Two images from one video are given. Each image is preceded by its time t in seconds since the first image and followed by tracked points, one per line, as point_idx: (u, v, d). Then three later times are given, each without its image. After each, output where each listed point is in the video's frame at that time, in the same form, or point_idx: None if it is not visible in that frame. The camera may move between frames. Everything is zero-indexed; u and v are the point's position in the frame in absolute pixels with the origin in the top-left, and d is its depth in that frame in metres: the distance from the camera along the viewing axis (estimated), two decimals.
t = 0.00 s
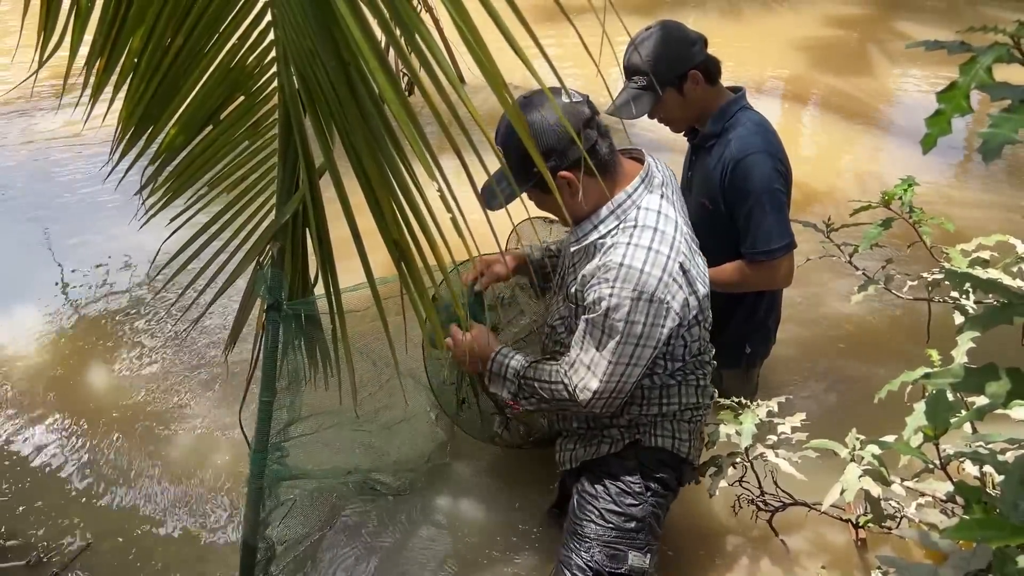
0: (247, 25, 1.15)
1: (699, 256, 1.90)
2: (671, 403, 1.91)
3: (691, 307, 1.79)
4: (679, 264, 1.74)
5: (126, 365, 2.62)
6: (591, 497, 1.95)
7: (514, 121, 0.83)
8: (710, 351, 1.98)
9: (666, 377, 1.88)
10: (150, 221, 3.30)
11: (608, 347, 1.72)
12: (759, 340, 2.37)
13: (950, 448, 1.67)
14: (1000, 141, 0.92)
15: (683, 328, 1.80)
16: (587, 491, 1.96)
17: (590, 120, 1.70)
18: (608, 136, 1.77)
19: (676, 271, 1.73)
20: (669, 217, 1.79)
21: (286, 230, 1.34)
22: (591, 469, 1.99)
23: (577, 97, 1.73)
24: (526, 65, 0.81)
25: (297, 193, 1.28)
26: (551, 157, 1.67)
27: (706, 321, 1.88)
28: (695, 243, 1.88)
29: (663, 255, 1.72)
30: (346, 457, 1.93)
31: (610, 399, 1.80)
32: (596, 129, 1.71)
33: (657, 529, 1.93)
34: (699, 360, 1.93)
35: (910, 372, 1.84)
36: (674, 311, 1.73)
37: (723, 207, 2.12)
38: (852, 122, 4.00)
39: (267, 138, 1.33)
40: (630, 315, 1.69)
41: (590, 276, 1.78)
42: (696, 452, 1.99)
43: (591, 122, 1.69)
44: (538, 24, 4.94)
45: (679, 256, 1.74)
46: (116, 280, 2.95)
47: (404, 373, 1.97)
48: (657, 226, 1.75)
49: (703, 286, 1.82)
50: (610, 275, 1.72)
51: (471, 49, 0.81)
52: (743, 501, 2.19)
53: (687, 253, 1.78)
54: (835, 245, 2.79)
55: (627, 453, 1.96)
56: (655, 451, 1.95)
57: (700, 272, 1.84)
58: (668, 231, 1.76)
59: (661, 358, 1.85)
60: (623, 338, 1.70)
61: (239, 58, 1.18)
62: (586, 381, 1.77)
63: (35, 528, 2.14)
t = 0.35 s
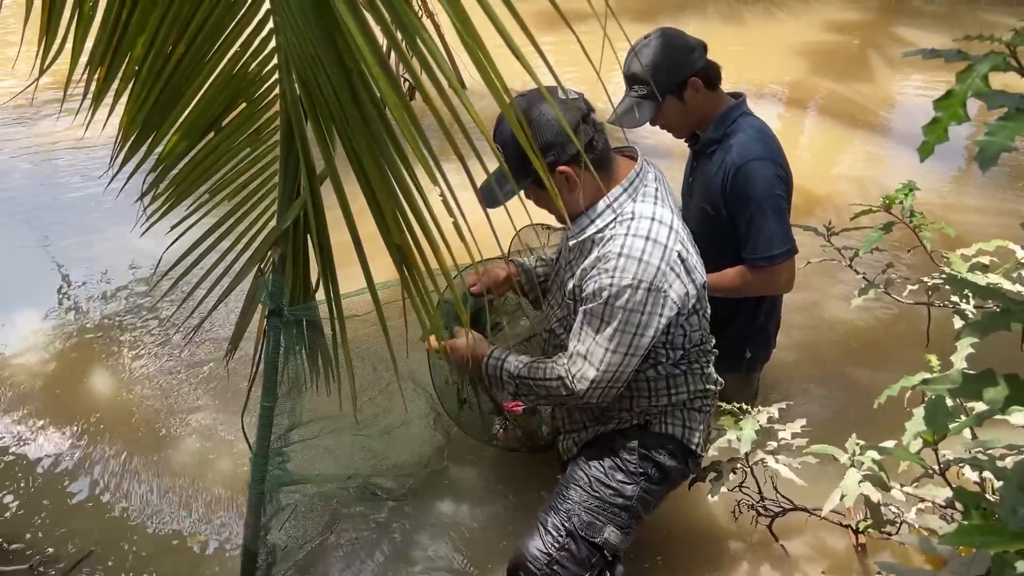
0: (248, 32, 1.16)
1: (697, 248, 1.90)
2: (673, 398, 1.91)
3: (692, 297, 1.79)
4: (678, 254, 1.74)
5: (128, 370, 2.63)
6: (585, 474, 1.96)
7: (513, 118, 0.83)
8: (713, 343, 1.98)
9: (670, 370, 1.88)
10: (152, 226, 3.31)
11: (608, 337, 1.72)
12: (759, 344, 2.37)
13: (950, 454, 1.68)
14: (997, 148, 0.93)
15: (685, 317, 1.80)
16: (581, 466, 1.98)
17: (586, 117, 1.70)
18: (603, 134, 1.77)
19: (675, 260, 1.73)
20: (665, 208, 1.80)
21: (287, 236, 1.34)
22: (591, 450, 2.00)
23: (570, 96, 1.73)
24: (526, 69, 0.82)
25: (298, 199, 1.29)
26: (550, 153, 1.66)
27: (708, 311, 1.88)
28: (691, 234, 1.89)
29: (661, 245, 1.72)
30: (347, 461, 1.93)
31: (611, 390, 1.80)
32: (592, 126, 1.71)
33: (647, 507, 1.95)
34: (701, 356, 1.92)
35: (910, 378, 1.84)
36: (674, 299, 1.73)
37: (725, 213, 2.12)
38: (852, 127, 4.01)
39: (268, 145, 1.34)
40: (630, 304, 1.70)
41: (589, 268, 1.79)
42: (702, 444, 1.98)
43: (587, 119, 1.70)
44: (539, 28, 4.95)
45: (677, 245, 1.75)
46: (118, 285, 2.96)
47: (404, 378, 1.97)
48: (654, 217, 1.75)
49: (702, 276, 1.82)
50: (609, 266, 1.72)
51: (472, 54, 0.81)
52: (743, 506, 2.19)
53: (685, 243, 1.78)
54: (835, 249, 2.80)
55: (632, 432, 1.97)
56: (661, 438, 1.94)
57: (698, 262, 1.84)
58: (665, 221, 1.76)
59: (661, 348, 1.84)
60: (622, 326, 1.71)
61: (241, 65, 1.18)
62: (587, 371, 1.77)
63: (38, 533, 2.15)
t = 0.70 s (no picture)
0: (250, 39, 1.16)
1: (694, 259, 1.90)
2: (681, 407, 1.90)
3: (699, 311, 1.78)
4: (683, 271, 1.73)
5: (130, 374, 2.64)
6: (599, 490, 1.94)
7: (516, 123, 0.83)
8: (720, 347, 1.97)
9: (678, 382, 1.87)
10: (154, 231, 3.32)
11: (623, 361, 1.71)
12: (761, 348, 2.38)
13: (950, 458, 1.68)
14: (995, 155, 0.93)
15: (695, 332, 1.79)
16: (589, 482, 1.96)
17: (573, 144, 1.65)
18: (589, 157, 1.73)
19: (682, 278, 1.73)
20: (661, 225, 1.79)
21: (289, 241, 1.34)
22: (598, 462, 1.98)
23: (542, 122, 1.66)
24: (527, 73, 0.82)
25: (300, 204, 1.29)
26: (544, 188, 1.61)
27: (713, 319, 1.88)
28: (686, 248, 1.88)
29: (667, 266, 1.71)
30: (349, 466, 1.93)
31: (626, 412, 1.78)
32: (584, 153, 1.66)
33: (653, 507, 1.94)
34: (711, 361, 1.90)
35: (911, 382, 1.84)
36: (684, 315, 1.73)
37: (728, 217, 2.13)
38: (853, 131, 4.02)
39: (270, 151, 1.34)
40: (643, 327, 1.68)
41: (596, 294, 1.76)
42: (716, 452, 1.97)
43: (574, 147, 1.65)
44: (541, 33, 4.96)
45: (681, 262, 1.74)
46: (120, 289, 2.97)
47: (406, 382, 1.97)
48: (654, 236, 1.74)
49: (704, 288, 1.82)
50: (619, 292, 1.70)
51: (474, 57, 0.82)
52: (744, 509, 2.19)
53: (686, 260, 1.77)
54: (836, 253, 2.80)
55: (650, 448, 1.94)
56: (680, 451, 1.92)
57: (699, 274, 1.84)
58: (666, 240, 1.75)
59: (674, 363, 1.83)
60: (637, 350, 1.69)
61: (244, 72, 1.19)
62: (602, 395, 1.75)
63: (40, 537, 2.16)
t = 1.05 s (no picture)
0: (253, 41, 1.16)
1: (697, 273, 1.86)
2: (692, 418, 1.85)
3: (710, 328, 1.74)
4: (696, 298, 1.68)
5: (132, 376, 2.64)
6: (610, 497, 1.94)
7: (519, 125, 0.83)
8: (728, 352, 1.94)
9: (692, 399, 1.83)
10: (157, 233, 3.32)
11: (644, 393, 1.66)
12: (763, 351, 2.37)
13: (953, 461, 1.67)
14: (998, 157, 0.93)
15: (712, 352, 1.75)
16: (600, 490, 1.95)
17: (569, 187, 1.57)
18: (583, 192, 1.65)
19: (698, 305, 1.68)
20: (668, 251, 1.73)
21: (291, 242, 1.34)
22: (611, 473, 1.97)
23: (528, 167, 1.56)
24: (530, 73, 0.83)
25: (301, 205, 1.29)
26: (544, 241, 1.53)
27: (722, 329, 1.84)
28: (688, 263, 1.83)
29: (682, 296, 1.65)
30: (348, 467, 1.91)
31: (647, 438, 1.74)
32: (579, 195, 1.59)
33: (674, 510, 1.91)
34: (724, 371, 1.85)
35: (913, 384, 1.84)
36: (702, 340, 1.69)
37: (732, 219, 2.13)
38: (855, 134, 4.01)
39: (272, 152, 1.35)
40: (664, 362, 1.64)
41: (610, 331, 1.70)
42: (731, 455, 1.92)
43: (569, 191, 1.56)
44: (543, 35, 4.96)
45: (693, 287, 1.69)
46: (121, 291, 2.97)
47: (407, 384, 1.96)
48: (663, 265, 1.69)
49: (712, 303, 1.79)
50: (636, 330, 1.64)
51: (478, 58, 0.82)
52: (747, 512, 2.19)
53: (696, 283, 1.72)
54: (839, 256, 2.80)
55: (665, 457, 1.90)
56: (695, 458, 1.88)
57: (706, 291, 1.80)
58: (675, 267, 1.70)
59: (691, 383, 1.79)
60: (659, 382, 1.65)
61: (246, 73, 1.19)
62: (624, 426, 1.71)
63: (42, 538, 2.16)
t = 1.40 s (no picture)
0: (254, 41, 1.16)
1: (712, 307, 1.77)
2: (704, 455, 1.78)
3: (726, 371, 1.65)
4: (712, 346, 1.59)
5: (133, 376, 2.64)
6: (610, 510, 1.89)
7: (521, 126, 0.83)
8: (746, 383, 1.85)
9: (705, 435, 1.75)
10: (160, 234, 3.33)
11: (654, 445, 1.58)
12: (766, 354, 2.37)
13: (954, 465, 1.67)
14: (1000, 160, 0.93)
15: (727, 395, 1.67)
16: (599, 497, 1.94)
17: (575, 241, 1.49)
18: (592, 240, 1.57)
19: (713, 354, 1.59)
20: (683, 292, 1.63)
21: (292, 243, 1.34)
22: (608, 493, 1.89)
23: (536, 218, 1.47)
24: (532, 73, 0.83)
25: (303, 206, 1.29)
26: (553, 296, 1.45)
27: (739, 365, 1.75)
28: (703, 298, 1.73)
29: (698, 347, 1.56)
30: (351, 470, 1.90)
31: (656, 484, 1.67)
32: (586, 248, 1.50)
33: (673, 540, 1.84)
34: (739, 403, 1.75)
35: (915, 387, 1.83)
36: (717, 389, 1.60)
37: (732, 221, 2.12)
38: (857, 137, 4.01)
39: (276, 153, 1.35)
40: (676, 415, 1.55)
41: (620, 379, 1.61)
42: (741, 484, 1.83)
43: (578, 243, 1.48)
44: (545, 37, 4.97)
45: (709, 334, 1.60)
46: (123, 292, 2.97)
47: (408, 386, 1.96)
48: (677, 310, 1.59)
49: (728, 343, 1.70)
50: (649, 382, 1.55)
51: (479, 58, 0.82)
52: (750, 514, 2.19)
53: (712, 329, 1.63)
54: (840, 259, 2.80)
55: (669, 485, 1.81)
56: (703, 491, 1.80)
57: (722, 329, 1.70)
58: (691, 311, 1.60)
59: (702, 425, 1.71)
60: (670, 434, 1.57)
61: (248, 74, 1.19)
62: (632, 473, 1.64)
63: (43, 538, 2.16)
